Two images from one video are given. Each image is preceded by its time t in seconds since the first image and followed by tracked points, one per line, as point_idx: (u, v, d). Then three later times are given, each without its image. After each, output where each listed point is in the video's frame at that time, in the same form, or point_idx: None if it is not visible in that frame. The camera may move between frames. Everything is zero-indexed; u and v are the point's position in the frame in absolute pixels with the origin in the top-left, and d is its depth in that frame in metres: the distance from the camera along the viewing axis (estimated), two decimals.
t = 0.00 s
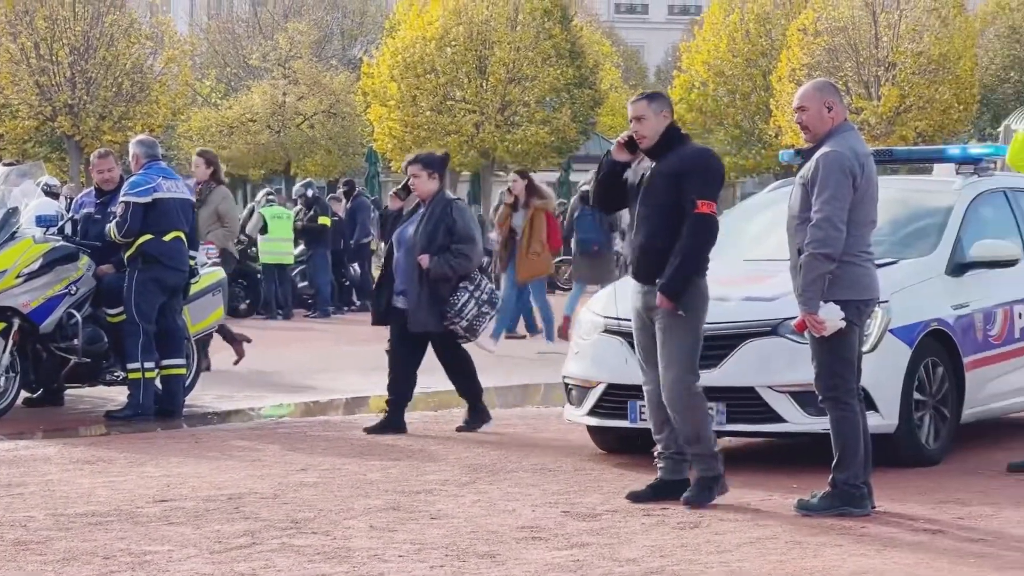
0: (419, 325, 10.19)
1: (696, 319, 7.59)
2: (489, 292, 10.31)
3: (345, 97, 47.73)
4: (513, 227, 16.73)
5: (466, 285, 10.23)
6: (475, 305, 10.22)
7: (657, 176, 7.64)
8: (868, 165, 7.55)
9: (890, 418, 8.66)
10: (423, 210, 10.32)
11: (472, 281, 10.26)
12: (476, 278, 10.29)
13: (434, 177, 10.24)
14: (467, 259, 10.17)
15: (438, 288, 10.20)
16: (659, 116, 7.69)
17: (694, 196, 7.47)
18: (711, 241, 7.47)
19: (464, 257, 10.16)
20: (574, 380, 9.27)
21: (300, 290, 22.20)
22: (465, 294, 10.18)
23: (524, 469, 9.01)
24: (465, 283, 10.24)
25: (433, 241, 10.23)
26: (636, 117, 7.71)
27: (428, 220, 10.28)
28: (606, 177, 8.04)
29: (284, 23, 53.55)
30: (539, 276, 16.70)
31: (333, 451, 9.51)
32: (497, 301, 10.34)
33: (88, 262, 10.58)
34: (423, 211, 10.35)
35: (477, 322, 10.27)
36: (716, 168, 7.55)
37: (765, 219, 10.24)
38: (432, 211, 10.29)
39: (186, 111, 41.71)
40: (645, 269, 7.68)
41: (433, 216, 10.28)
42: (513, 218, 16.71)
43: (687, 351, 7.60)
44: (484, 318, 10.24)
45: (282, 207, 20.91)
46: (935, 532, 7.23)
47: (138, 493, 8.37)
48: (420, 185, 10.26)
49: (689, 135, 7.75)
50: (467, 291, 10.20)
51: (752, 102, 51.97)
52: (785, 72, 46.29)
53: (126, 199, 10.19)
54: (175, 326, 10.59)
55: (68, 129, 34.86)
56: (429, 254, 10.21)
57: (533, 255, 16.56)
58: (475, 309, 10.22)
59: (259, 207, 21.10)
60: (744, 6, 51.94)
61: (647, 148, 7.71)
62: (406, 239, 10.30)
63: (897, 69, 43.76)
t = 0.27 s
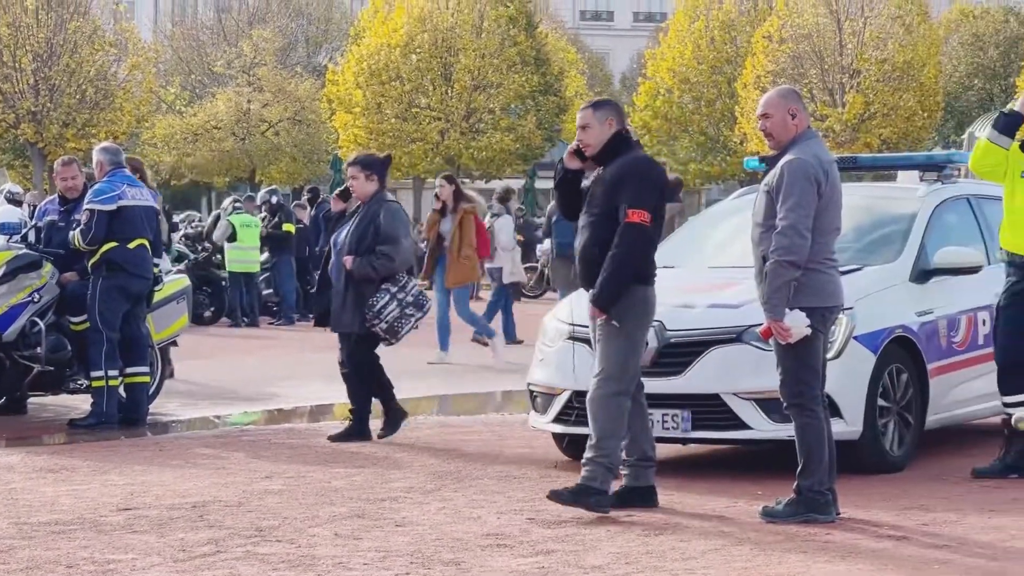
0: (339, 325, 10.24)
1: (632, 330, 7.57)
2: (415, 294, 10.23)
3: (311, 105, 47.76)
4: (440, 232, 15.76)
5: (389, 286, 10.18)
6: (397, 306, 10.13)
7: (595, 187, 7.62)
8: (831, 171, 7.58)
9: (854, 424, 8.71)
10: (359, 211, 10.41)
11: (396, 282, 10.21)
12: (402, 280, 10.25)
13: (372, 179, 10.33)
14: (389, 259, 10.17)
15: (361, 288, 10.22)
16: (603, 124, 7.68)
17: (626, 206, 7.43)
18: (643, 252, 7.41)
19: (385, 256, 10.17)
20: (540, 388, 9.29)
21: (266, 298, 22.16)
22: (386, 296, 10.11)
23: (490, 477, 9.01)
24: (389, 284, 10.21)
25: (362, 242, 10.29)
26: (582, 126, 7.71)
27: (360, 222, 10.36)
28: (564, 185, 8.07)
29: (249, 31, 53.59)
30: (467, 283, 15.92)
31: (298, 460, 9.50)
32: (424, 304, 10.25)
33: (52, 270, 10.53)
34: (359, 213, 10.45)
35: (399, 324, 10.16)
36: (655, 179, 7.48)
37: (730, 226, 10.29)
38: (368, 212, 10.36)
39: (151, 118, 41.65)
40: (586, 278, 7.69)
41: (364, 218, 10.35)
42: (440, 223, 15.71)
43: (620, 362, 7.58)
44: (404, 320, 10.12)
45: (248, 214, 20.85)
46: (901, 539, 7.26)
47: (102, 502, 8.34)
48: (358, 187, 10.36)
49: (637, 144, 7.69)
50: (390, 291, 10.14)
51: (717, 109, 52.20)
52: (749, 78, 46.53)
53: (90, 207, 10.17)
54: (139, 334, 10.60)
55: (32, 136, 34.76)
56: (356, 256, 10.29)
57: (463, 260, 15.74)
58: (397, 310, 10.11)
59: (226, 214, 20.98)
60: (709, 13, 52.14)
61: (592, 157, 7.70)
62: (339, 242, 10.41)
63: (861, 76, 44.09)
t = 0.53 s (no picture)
0: (280, 335, 10.24)
1: (563, 342, 7.57)
2: (354, 304, 10.18)
3: (279, 112, 47.75)
4: (376, 243, 15.60)
5: (328, 296, 10.16)
6: (335, 316, 10.10)
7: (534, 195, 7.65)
8: (799, 179, 7.64)
9: (821, 432, 8.75)
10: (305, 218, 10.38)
11: (335, 291, 10.18)
12: (342, 289, 10.21)
13: (322, 185, 10.28)
14: (324, 269, 10.15)
15: (300, 297, 10.25)
16: (549, 133, 7.69)
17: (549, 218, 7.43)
18: (561, 264, 7.40)
19: (320, 265, 10.15)
20: (507, 396, 9.31)
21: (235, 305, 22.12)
22: (323, 306, 10.09)
23: (458, 485, 9.02)
24: (329, 292, 10.19)
25: (302, 250, 10.27)
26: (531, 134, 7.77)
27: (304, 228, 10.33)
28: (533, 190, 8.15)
29: (218, 37, 53.56)
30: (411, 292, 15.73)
31: (265, 468, 9.49)
32: (363, 314, 10.18)
33: (19, 278, 10.52)
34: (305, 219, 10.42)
35: (337, 333, 10.13)
36: (579, 190, 7.43)
37: (697, 235, 10.33)
38: (311, 219, 10.31)
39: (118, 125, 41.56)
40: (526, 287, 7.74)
41: (306, 225, 10.32)
42: (376, 234, 15.56)
43: (550, 374, 7.59)
44: (341, 330, 10.08)
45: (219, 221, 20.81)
46: (867, 546, 7.30)
47: (68, 510, 8.32)
48: (309, 193, 10.34)
49: (580, 153, 7.66)
50: (327, 301, 10.11)
51: (684, 116, 52.32)
52: (716, 85, 46.70)
53: (58, 215, 10.15)
54: (106, 341, 10.60)
55: None
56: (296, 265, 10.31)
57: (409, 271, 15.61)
58: (334, 320, 10.09)
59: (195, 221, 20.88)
60: (676, 20, 52.52)
61: (537, 167, 7.73)
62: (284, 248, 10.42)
63: (828, 83, 44.26)
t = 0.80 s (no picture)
0: (228, 344, 10.18)
1: (507, 350, 7.53)
2: (296, 313, 10.09)
3: (251, 120, 47.67)
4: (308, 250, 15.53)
5: (271, 305, 10.10)
6: (274, 325, 10.02)
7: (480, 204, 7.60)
8: (770, 189, 7.65)
9: (792, 440, 8.77)
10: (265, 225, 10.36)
11: (278, 300, 10.11)
12: (286, 299, 10.14)
13: (282, 194, 10.27)
14: (266, 277, 10.09)
15: (246, 304, 10.23)
16: (498, 140, 7.64)
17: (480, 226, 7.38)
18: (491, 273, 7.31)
19: (262, 274, 10.10)
20: (479, 404, 9.31)
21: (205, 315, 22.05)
22: (264, 315, 10.03)
23: (430, 493, 9.01)
24: (272, 301, 10.13)
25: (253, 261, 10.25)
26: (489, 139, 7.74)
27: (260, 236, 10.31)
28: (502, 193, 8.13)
29: (189, 45, 53.42)
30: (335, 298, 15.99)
31: (236, 477, 9.47)
32: (304, 324, 10.07)
33: None
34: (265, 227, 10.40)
35: (276, 342, 10.04)
36: (508, 198, 7.35)
37: (668, 244, 10.35)
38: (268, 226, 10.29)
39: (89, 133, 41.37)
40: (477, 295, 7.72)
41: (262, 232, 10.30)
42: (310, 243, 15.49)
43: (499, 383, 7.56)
44: (280, 339, 10.00)
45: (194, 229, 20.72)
46: (837, 555, 7.32)
47: (38, 520, 8.26)
48: (270, 202, 10.33)
49: (525, 158, 7.56)
50: (268, 309, 10.06)
51: (656, 124, 52.37)
52: (688, 94, 46.83)
53: (28, 223, 10.14)
54: (76, 350, 10.57)
55: None
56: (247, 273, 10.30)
57: (339, 279, 15.80)
58: (274, 329, 10.01)
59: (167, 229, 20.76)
60: (648, 29, 52.97)
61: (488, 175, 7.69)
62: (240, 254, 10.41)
63: (800, 92, 44.38)
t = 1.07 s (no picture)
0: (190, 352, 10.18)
1: (466, 359, 7.56)
2: (254, 321, 10.05)
3: (225, 127, 47.58)
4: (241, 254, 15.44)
5: (230, 313, 10.10)
6: (233, 333, 10.00)
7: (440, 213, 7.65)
8: (744, 196, 7.68)
9: (766, 448, 8.79)
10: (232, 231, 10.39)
11: (237, 308, 10.11)
12: (245, 307, 10.13)
13: (248, 202, 10.31)
14: (225, 284, 10.10)
15: (208, 312, 10.25)
16: (459, 149, 7.70)
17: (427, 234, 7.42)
18: (437, 285, 7.33)
19: (221, 281, 10.11)
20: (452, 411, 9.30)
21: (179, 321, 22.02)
22: (222, 324, 10.01)
23: (403, 501, 9.00)
24: (232, 309, 10.13)
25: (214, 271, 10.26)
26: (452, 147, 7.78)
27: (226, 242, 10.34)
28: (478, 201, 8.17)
29: (164, 51, 53.31)
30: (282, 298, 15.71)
31: (210, 485, 9.44)
32: (262, 331, 10.03)
33: None
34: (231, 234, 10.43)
35: (235, 350, 10.00)
36: (454, 206, 7.37)
37: (642, 252, 10.37)
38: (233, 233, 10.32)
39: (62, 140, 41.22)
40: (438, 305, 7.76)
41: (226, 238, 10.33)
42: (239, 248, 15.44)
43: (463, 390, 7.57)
44: (239, 346, 9.96)
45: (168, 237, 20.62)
46: (811, 562, 7.34)
47: (10, 530, 8.21)
48: (237, 209, 10.38)
49: (479, 167, 7.58)
50: (227, 317, 10.05)
51: (631, 132, 52.42)
52: (663, 102, 46.92)
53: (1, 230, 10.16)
54: (48, 357, 10.57)
55: None
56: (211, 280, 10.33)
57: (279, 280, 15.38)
58: (232, 336, 9.98)
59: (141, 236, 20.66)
60: (624, 36, 53.16)
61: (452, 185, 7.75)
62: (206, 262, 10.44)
63: (775, 100, 44.48)
